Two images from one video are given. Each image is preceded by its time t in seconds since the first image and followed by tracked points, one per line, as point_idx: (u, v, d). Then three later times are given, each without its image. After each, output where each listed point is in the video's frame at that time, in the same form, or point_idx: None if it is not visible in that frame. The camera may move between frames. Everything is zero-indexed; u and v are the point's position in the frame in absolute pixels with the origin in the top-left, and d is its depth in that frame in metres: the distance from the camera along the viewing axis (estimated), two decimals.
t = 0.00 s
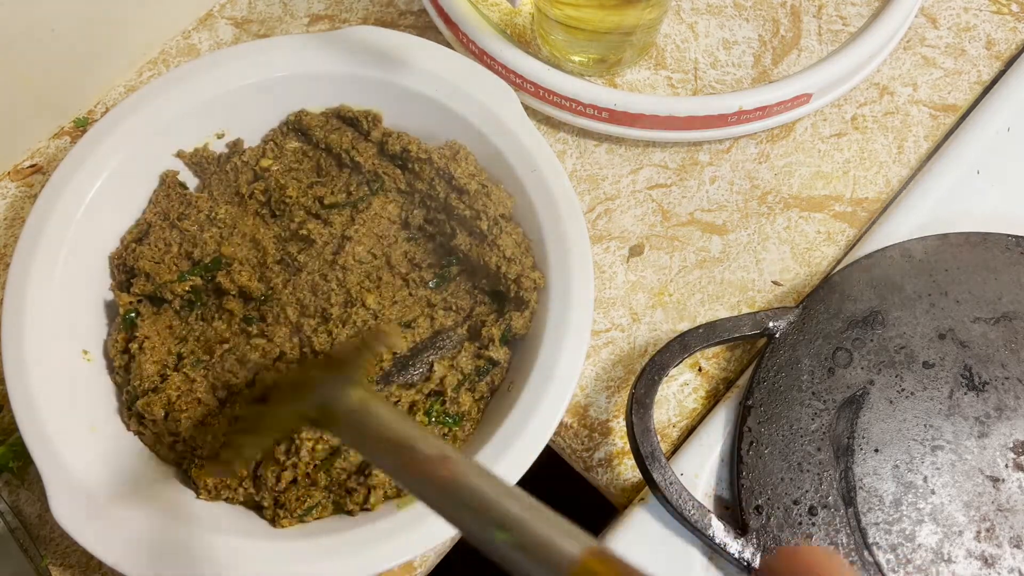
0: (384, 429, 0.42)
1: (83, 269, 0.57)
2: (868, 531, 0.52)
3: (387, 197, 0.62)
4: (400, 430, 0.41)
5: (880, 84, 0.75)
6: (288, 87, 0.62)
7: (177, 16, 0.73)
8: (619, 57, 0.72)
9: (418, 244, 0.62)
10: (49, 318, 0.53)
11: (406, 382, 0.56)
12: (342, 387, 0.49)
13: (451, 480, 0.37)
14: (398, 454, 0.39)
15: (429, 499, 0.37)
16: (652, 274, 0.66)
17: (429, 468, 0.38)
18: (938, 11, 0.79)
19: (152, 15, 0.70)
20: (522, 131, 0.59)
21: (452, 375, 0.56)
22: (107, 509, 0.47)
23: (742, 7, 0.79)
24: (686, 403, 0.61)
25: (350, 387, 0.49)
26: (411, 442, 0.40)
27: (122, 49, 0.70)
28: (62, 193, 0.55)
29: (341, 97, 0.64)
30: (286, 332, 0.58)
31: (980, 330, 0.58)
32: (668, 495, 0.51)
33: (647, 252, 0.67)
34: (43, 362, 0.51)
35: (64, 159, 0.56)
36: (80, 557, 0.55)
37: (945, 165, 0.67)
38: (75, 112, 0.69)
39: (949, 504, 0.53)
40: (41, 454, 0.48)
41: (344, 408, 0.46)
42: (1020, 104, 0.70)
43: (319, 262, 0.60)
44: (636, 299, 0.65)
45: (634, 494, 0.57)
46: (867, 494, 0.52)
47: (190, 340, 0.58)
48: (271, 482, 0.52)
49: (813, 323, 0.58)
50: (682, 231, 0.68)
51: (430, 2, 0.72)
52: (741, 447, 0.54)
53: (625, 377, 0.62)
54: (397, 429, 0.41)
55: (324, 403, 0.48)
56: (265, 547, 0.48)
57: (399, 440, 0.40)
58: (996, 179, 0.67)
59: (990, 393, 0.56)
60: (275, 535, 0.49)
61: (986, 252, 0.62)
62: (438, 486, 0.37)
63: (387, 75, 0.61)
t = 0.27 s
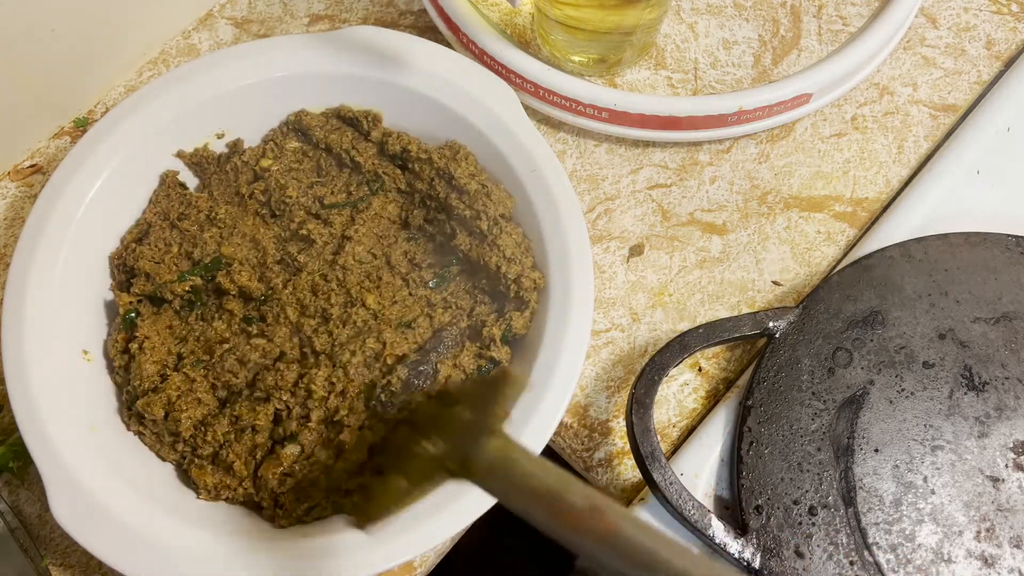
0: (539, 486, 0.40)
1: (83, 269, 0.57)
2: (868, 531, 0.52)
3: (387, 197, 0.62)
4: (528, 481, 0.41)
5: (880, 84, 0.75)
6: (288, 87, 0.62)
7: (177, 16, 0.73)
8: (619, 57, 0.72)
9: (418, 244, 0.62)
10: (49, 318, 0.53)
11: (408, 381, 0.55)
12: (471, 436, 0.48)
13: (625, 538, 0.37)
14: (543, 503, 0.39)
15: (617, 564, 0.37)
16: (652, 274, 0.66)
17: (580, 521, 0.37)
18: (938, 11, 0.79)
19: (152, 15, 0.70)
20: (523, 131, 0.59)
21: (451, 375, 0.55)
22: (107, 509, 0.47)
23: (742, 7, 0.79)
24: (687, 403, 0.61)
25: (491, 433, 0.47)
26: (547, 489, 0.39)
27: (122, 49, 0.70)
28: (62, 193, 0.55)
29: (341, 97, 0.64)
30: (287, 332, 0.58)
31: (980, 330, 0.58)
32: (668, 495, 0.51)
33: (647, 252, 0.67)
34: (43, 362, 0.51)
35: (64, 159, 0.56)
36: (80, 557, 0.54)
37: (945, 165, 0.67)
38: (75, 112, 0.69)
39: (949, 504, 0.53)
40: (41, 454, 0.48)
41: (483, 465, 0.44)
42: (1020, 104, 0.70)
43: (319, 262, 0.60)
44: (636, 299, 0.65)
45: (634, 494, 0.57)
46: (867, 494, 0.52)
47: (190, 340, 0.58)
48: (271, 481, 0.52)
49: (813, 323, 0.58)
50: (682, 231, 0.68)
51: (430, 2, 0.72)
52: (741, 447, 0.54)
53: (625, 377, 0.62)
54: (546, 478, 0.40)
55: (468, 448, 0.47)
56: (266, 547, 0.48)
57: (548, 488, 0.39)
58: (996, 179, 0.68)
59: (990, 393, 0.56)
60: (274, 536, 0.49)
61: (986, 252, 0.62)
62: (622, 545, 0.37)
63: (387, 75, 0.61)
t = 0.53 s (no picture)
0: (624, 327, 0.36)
1: (83, 269, 0.57)
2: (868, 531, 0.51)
3: (387, 197, 0.62)
4: (613, 310, 0.38)
5: (880, 84, 0.75)
6: (288, 87, 0.62)
7: (177, 16, 0.73)
8: (619, 57, 0.72)
9: (418, 244, 0.62)
10: (49, 318, 0.53)
11: (405, 381, 0.55)
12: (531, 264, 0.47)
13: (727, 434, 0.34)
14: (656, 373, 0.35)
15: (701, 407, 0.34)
16: (652, 274, 0.66)
17: (663, 350, 0.35)
18: (938, 11, 0.79)
19: (152, 15, 0.70)
20: (522, 130, 0.59)
21: (451, 374, 0.55)
22: (107, 509, 0.47)
23: (742, 7, 0.79)
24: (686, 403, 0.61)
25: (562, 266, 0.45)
26: (630, 317, 0.37)
27: (122, 49, 0.70)
28: (62, 193, 0.55)
29: (341, 97, 0.64)
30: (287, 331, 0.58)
31: (980, 330, 0.58)
32: (668, 495, 0.51)
33: (647, 252, 0.67)
34: (43, 362, 0.51)
35: (64, 159, 0.56)
36: (80, 557, 0.54)
37: (945, 165, 0.67)
38: (75, 112, 0.69)
39: (949, 504, 0.52)
40: (42, 454, 0.48)
41: (552, 286, 0.42)
42: (1020, 104, 0.70)
43: (319, 262, 0.60)
44: (636, 299, 0.65)
45: (634, 494, 0.58)
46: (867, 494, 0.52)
47: (190, 340, 0.58)
48: (270, 482, 0.52)
49: (813, 323, 0.58)
50: (682, 231, 0.68)
51: (430, 2, 0.72)
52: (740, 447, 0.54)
53: (625, 377, 0.62)
54: (623, 311, 0.37)
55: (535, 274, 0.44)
56: (267, 547, 0.48)
57: (629, 322, 0.36)
58: (996, 179, 0.68)
59: (990, 393, 0.56)
60: (275, 536, 0.49)
61: (986, 252, 0.62)
62: (699, 417, 0.34)
63: (388, 74, 0.61)
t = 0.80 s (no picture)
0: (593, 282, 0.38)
1: (83, 269, 0.57)
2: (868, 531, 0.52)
3: (387, 197, 0.62)
4: (588, 269, 0.38)
5: (880, 84, 0.75)
6: (288, 87, 0.62)
7: (177, 16, 0.73)
8: (619, 57, 0.72)
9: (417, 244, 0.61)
10: (49, 318, 0.53)
11: (405, 381, 0.55)
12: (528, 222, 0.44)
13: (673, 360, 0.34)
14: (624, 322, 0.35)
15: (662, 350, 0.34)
16: (652, 274, 0.66)
17: (632, 298, 0.36)
18: (938, 11, 0.79)
19: (152, 15, 0.70)
20: (522, 130, 0.59)
21: (450, 373, 0.55)
22: (106, 509, 0.47)
23: (742, 7, 0.79)
24: (686, 403, 0.61)
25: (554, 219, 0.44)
26: (606, 270, 0.38)
27: (122, 49, 0.70)
28: (62, 193, 0.55)
29: (341, 97, 0.64)
30: (287, 331, 0.58)
31: (980, 330, 0.58)
32: (668, 495, 0.52)
33: (647, 252, 0.67)
34: (43, 362, 0.51)
35: (64, 159, 0.56)
36: (81, 557, 0.54)
37: (945, 165, 0.67)
38: (75, 112, 0.69)
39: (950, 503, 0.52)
40: (41, 453, 0.48)
41: (546, 245, 0.41)
42: (1020, 104, 0.70)
43: (319, 262, 0.60)
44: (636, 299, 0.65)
45: (634, 493, 0.58)
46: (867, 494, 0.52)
47: (190, 340, 0.58)
48: (269, 482, 0.52)
49: (813, 323, 0.58)
50: (682, 231, 0.68)
51: (430, 2, 0.72)
52: (741, 447, 0.54)
53: (625, 377, 0.62)
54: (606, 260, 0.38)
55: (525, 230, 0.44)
56: (267, 548, 0.48)
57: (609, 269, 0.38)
58: (996, 179, 0.68)
59: (989, 393, 0.56)
60: (275, 536, 0.49)
61: (986, 252, 0.62)
62: (653, 343, 0.34)
63: (388, 75, 0.61)
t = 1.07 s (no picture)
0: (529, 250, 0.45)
1: (83, 269, 0.57)
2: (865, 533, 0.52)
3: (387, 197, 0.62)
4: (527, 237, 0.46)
5: (880, 84, 0.75)
6: (288, 86, 0.62)
7: (177, 16, 0.73)
8: (620, 57, 0.72)
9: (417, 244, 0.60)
10: (49, 317, 0.53)
11: (405, 381, 0.55)
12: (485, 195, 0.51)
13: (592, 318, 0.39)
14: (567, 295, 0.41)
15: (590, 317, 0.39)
16: (652, 274, 0.66)
17: (567, 269, 0.42)
18: (938, 11, 0.79)
19: (152, 14, 0.70)
20: (522, 130, 0.59)
21: (450, 373, 0.55)
22: (106, 509, 0.47)
23: (742, 7, 0.79)
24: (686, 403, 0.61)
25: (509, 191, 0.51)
26: (546, 241, 0.44)
27: (122, 49, 0.70)
28: (62, 193, 0.55)
29: (341, 97, 0.64)
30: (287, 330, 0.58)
31: (980, 330, 0.58)
32: (668, 495, 0.52)
33: (647, 252, 0.67)
34: (43, 362, 0.51)
35: (64, 159, 0.56)
36: (80, 557, 0.54)
37: (945, 165, 0.67)
38: (75, 112, 0.69)
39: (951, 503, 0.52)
40: (41, 453, 0.48)
41: (496, 216, 0.49)
42: (1020, 104, 0.70)
43: (319, 262, 0.60)
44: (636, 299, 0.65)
45: (634, 494, 0.58)
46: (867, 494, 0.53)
47: (190, 340, 0.58)
48: (269, 482, 0.52)
49: (813, 323, 0.58)
50: (682, 231, 0.68)
51: (430, 2, 0.72)
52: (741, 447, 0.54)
53: (625, 377, 0.62)
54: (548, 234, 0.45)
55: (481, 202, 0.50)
56: (266, 549, 0.48)
57: (547, 241, 0.44)
58: (996, 179, 0.68)
59: (989, 393, 0.56)
60: (274, 536, 0.49)
61: (986, 252, 0.62)
62: (581, 309, 0.39)
63: (388, 75, 0.61)
